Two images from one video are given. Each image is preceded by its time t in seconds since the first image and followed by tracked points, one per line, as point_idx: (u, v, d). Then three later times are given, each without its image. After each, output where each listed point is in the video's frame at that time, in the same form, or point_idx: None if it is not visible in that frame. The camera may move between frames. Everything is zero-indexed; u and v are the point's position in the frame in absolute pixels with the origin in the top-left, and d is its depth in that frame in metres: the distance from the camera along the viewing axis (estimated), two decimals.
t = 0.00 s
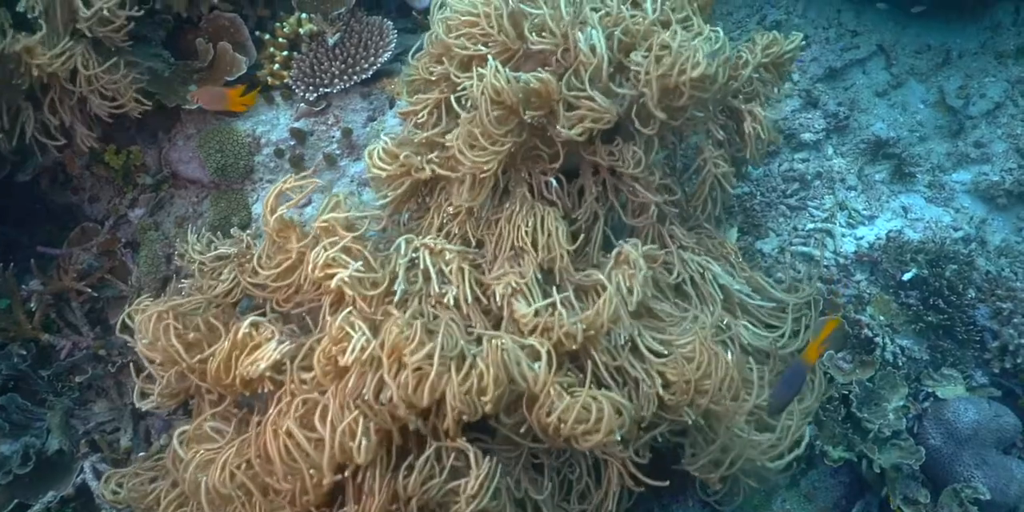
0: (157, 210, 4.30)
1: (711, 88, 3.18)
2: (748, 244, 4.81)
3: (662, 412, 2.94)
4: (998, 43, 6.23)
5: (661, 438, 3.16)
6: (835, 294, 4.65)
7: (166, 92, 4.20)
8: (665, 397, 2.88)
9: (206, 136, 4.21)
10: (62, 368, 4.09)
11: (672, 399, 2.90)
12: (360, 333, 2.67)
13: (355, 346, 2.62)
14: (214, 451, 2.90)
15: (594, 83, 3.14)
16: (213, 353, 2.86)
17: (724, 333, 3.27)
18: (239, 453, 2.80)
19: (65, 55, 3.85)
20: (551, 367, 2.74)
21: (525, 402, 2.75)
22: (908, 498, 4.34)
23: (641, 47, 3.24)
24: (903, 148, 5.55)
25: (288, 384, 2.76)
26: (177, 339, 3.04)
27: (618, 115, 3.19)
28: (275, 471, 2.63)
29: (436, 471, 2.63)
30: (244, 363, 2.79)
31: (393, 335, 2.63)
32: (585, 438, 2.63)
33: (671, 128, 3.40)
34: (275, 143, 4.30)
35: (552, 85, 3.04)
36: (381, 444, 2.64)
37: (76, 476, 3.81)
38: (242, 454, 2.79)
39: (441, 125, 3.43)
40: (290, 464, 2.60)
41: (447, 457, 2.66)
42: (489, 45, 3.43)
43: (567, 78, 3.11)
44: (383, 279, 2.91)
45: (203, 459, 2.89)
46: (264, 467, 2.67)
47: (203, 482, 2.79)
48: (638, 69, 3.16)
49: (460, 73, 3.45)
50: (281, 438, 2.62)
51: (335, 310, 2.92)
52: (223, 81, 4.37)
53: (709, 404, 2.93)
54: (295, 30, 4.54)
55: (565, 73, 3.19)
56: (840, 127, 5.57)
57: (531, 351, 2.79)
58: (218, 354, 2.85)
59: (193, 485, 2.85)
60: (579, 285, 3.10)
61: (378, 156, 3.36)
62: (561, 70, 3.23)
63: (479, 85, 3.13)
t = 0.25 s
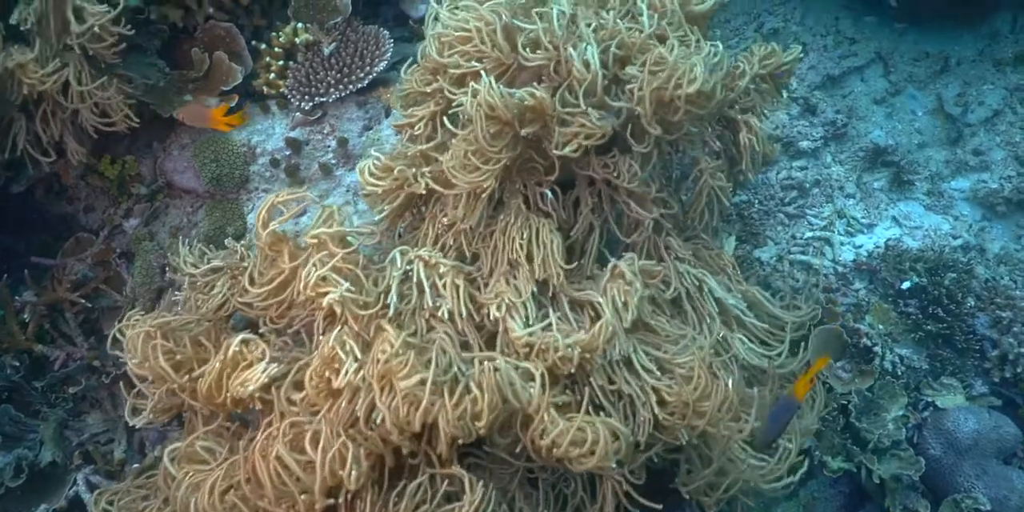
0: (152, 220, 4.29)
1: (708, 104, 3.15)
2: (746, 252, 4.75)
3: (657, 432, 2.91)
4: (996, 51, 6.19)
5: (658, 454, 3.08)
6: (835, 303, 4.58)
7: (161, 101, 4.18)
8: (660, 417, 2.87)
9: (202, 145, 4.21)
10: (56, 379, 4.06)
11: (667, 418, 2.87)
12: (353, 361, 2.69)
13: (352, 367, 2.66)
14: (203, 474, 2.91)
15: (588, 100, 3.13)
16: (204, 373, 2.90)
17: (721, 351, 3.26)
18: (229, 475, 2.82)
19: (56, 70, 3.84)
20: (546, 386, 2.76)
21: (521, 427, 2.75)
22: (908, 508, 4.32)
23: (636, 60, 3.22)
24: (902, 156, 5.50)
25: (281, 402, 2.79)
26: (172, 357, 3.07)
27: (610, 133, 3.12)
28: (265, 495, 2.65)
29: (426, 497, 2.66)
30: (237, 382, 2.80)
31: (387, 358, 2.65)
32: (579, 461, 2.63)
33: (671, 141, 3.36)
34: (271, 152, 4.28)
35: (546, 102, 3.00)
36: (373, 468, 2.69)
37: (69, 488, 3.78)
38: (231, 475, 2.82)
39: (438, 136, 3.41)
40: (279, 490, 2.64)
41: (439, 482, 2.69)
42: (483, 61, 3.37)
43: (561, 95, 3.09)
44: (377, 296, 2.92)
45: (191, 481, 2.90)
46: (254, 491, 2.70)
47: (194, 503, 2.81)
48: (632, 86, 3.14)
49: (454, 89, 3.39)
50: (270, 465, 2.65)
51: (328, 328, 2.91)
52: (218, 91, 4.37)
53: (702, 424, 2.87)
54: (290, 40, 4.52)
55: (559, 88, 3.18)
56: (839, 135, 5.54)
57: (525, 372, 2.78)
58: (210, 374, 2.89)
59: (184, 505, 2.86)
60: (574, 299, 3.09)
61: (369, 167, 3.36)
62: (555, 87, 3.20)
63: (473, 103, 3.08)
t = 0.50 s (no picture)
0: (146, 228, 4.26)
1: (705, 116, 3.13)
2: (745, 259, 4.70)
3: (654, 450, 2.87)
4: (995, 55, 6.17)
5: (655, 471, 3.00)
6: (833, 309, 4.50)
7: (156, 108, 4.19)
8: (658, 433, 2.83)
9: (196, 153, 4.17)
10: (49, 389, 4.03)
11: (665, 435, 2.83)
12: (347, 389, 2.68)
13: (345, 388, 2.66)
14: (195, 494, 2.91)
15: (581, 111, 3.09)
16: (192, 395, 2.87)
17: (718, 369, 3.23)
18: (220, 491, 2.88)
19: (46, 85, 3.77)
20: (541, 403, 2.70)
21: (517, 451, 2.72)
22: None
23: (632, 70, 3.19)
24: (902, 162, 5.46)
25: (271, 419, 2.82)
26: (161, 373, 3.07)
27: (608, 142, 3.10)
28: None
29: None
30: (230, 402, 2.81)
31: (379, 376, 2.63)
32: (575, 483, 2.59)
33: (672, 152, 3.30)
34: (266, 160, 4.25)
35: (540, 115, 2.98)
36: (365, 490, 2.68)
37: (62, 499, 3.74)
38: (222, 493, 2.87)
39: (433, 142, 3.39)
40: None
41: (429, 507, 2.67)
42: (478, 74, 3.31)
43: (556, 110, 3.08)
44: (371, 308, 2.90)
45: (183, 501, 2.89)
46: None
47: None
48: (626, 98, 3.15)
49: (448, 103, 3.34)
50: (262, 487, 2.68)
51: (322, 343, 2.89)
52: (213, 98, 4.32)
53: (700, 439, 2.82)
54: (286, 47, 4.49)
55: (554, 99, 3.14)
56: (838, 140, 5.50)
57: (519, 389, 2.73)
58: (198, 395, 2.88)
59: None
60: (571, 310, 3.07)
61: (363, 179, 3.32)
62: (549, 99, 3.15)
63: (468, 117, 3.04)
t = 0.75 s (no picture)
0: (142, 235, 4.25)
1: (703, 127, 3.11)
2: (745, 264, 4.71)
3: (651, 466, 2.88)
4: (995, 60, 6.15)
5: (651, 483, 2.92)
6: (833, 314, 4.48)
7: (151, 114, 4.17)
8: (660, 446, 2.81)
9: (192, 160, 4.14)
10: (45, 396, 4.02)
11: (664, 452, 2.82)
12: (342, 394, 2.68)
13: (338, 415, 2.63)
14: None
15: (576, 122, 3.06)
16: (186, 410, 2.87)
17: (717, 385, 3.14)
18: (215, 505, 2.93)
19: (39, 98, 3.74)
20: (537, 416, 2.68)
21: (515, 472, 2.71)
22: None
23: (629, 76, 3.17)
24: (902, 166, 5.41)
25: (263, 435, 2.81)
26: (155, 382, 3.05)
27: (605, 152, 3.07)
28: None
29: None
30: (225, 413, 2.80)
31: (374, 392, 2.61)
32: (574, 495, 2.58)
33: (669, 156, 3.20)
34: (263, 166, 4.24)
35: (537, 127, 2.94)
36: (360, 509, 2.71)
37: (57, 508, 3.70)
38: None
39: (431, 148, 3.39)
40: None
41: None
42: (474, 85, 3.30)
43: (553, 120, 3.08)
44: (366, 320, 2.88)
45: None
46: None
47: None
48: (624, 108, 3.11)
49: (443, 117, 3.33)
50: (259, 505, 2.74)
51: (317, 351, 2.87)
52: (210, 104, 4.30)
53: (700, 453, 2.80)
54: (282, 51, 4.45)
55: (549, 107, 3.14)
56: (837, 144, 5.44)
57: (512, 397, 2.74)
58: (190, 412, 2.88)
59: None
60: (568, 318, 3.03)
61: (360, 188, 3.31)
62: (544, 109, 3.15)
63: (468, 131, 2.99)
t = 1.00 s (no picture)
0: (138, 240, 4.24)
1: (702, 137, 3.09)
2: (744, 268, 4.69)
3: (647, 479, 2.88)
4: (995, 63, 6.12)
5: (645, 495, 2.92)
6: (833, 320, 4.46)
7: (147, 119, 4.14)
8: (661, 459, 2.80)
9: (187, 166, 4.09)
10: (40, 402, 4.00)
11: (661, 467, 2.82)
12: (337, 404, 2.68)
13: (331, 430, 2.64)
14: None
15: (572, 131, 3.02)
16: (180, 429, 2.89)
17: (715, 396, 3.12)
18: None
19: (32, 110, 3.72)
20: (534, 430, 2.67)
21: (511, 488, 2.72)
22: None
23: (626, 81, 3.15)
24: (901, 170, 5.37)
25: (256, 447, 2.79)
26: (151, 388, 3.07)
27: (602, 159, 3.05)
28: None
29: None
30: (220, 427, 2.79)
31: (369, 408, 2.58)
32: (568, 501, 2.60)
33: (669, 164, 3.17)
34: (259, 171, 4.21)
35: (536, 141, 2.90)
36: None
37: None
38: None
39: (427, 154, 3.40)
40: None
41: None
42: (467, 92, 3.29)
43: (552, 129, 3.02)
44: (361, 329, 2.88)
45: None
46: None
47: None
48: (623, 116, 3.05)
49: (436, 130, 3.34)
50: None
51: (312, 359, 2.84)
52: (206, 108, 4.26)
53: (697, 465, 2.80)
54: (280, 57, 4.45)
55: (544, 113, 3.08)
56: (836, 148, 5.43)
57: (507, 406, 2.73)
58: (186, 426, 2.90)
59: None
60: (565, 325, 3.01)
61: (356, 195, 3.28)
62: (541, 115, 3.08)
63: (464, 143, 3.00)
